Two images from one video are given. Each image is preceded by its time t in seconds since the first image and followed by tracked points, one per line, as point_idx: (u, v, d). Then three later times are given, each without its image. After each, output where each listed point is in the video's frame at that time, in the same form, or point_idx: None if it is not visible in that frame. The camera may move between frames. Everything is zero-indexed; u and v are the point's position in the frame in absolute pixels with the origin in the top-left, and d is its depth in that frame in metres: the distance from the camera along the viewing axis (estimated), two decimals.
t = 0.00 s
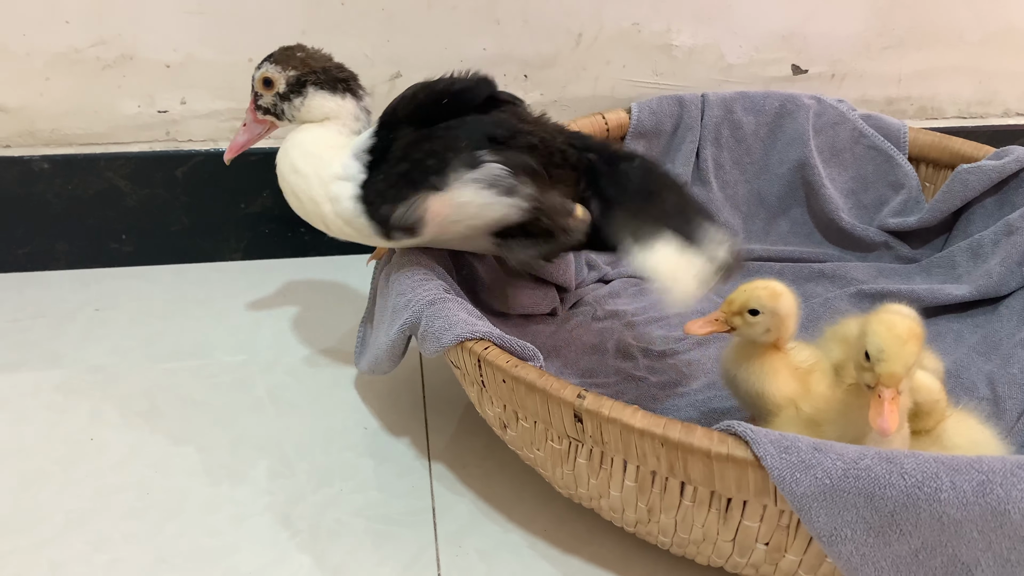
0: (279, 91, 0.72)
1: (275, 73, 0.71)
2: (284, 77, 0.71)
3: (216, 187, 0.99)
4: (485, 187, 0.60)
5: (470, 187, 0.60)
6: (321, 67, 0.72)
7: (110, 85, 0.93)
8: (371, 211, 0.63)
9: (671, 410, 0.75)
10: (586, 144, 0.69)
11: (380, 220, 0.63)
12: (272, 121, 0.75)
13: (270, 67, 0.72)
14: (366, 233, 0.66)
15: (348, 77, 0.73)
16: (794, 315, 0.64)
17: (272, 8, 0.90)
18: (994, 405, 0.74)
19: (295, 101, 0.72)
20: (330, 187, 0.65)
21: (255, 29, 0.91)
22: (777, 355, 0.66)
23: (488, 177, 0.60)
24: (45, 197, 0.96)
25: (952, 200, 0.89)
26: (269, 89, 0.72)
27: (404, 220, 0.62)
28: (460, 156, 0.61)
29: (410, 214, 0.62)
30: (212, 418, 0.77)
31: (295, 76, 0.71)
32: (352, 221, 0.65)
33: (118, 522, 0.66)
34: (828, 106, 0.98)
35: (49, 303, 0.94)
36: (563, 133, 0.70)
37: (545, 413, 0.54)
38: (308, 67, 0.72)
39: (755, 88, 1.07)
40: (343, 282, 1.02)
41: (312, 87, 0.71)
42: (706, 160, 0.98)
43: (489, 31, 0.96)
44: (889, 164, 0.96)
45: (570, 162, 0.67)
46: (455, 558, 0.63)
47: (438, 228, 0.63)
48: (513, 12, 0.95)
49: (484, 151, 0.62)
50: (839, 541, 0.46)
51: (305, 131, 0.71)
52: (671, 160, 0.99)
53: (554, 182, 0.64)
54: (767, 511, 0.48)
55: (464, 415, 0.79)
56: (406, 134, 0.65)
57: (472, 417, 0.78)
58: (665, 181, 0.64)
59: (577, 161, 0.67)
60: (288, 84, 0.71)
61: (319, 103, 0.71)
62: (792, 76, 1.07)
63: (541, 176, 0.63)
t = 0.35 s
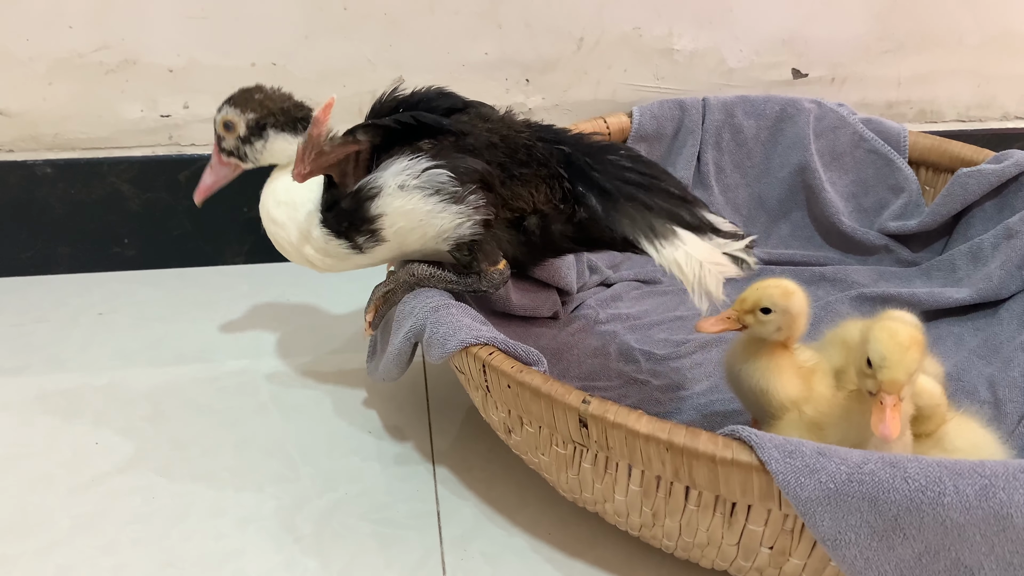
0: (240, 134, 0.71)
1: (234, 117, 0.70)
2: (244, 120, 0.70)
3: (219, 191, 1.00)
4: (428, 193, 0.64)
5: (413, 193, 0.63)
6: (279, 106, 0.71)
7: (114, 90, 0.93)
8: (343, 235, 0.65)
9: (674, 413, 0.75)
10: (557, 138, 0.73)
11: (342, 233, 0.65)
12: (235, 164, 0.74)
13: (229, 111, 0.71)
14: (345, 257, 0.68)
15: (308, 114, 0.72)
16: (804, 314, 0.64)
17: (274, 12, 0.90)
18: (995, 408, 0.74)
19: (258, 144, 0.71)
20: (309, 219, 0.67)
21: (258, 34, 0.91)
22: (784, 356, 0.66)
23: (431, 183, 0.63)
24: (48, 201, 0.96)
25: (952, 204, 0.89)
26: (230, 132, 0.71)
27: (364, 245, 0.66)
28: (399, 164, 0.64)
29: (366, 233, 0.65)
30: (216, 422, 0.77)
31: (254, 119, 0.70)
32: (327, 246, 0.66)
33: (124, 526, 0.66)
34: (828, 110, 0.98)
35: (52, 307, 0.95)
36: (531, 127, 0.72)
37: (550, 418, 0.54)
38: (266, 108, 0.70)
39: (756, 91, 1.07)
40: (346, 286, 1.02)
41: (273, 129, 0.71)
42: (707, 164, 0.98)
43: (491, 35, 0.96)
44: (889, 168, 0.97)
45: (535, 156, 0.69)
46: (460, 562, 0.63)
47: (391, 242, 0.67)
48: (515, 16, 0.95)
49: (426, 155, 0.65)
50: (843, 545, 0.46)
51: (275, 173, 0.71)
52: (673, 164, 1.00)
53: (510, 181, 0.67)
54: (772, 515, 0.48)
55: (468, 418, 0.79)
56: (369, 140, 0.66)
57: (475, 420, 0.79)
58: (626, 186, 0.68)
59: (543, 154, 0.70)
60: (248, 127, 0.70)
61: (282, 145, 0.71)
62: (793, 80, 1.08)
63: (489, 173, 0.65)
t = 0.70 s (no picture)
0: (189, 186, 0.63)
1: (180, 169, 0.62)
2: (190, 169, 0.63)
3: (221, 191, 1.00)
4: (437, 205, 0.62)
5: (419, 207, 0.62)
6: (224, 147, 0.63)
7: (116, 90, 0.93)
8: (346, 260, 0.61)
9: (676, 414, 0.75)
10: (540, 127, 0.70)
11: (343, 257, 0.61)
12: (192, 219, 0.66)
13: (171, 162, 0.63)
14: (343, 281, 0.64)
15: (256, 144, 0.64)
16: (807, 309, 0.64)
17: (276, 12, 0.90)
18: (997, 408, 0.74)
19: (212, 192, 0.63)
20: (303, 250, 0.62)
21: (260, 35, 0.92)
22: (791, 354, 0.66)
23: (440, 194, 0.62)
24: (50, 202, 0.97)
25: (953, 204, 0.89)
26: (178, 186, 0.63)
27: (367, 266, 0.63)
28: (398, 178, 0.62)
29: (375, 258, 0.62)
30: (218, 422, 0.77)
31: (201, 166, 0.63)
32: (326, 273, 0.62)
33: (127, 526, 0.66)
34: (830, 110, 0.98)
35: (55, 307, 0.95)
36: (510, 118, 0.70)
37: (553, 418, 0.54)
38: (210, 151, 0.63)
39: (758, 91, 1.07)
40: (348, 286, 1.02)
41: (225, 172, 0.63)
42: (709, 164, 0.98)
43: (493, 35, 0.96)
44: (891, 168, 0.97)
45: (524, 151, 0.68)
46: (462, 562, 0.63)
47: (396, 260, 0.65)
48: (517, 16, 0.95)
49: (424, 164, 0.63)
50: (846, 545, 0.46)
51: (244, 217, 0.64)
52: (674, 164, 1.00)
53: (504, 181, 0.66)
54: (774, 515, 0.48)
55: (470, 418, 0.79)
56: (356, 135, 0.65)
57: (477, 420, 0.79)
58: (614, 170, 0.69)
59: (531, 148, 0.68)
60: (196, 176, 0.63)
61: (240, 186, 0.63)
62: (794, 80, 1.08)
63: (489, 175, 0.65)
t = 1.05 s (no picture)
0: None
1: None
2: None
3: (224, 190, 1.01)
4: (211, 359, 0.58)
5: (193, 360, 0.58)
6: (28, 264, 0.56)
7: (119, 90, 0.93)
8: (122, 398, 0.57)
9: (680, 413, 0.75)
10: (311, 227, 0.69)
11: (116, 399, 0.57)
12: None
13: None
14: (121, 421, 0.59)
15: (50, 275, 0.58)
16: (790, 298, 0.65)
17: (278, 12, 0.90)
18: (1000, 408, 0.74)
19: None
20: (78, 392, 0.57)
21: (263, 35, 0.92)
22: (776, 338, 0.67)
23: (214, 349, 0.58)
24: (54, 201, 0.98)
25: (956, 204, 0.89)
26: None
27: (141, 411, 0.58)
28: (176, 316, 0.58)
29: (142, 380, 0.56)
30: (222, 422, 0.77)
31: None
32: (98, 411, 0.57)
33: (131, 524, 0.66)
34: (833, 110, 0.98)
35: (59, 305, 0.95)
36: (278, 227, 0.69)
37: (558, 417, 0.54)
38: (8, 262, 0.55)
39: (760, 91, 1.07)
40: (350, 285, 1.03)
41: (14, 291, 0.55)
42: (710, 164, 0.99)
43: (496, 35, 0.96)
44: (893, 168, 0.96)
45: (294, 257, 0.65)
46: (466, 562, 0.63)
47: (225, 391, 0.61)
48: (520, 17, 0.95)
49: (185, 304, 0.59)
50: (851, 545, 0.46)
51: None
52: (677, 164, 1.00)
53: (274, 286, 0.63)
54: (779, 514, 0.48)
55: (473, 417, 0.79)
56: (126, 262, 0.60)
57: (480, 419, 0.79)
58: (374, 220, 0.68)
59: (300, 253, 0.66)
60: None
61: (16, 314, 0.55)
62: (797, 80, 1.08)
63: (224, 284, 0.61)
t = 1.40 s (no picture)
0: None
1: None
2: None
3: (225, 189, 1.00)
4: None
5: None
6: None
7: (119, 88, 0.93)
8: None
9: (680, 412, 0.75)
10: (99, 294, 0.68)
11: None
12: None
13: None
14: None
15: None
16: (689, 256, 0.73)
17: (278, 11, 0.90)
18: (1002, 407, 0.74)
19: None
20: None
21: (263, 34, 0.91)
22: (686, 298, 0.74)
23: None
24: (52, 201, 0.97)
25: (958, 202, 0.89)
26: None
27: None
28: None
29: None
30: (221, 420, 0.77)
31: None
32: None
33: (130, 522, 0.66)
34: (834, 108, 0.97)
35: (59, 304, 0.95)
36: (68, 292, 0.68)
37: (558, 416, 0.54)
38: None
39: (762, 90, 1.07)
40: (350, 285, 1.03)
41: None
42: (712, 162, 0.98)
43: (497, 33, 0.96)
44: (894, 166, 0.96)
45: (73, 318, 0.64)
46: (466, 561, 0.63)
47: None
48: (520, 15, 0.95)
49: None
50: (852, 543, 0.46)
51: None
52: (677, 163, 1.00)
53: (56, 351, 0.61)
54: (779, 513, 0.48)
55: (473, 416, 0.79)
56: None
57: (479, 418, 0.79)
58: (172, 310, 0.67)
59: (84, 315, 0.65)
60: None
61: None
62: (798, 78, 1.07)
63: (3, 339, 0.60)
